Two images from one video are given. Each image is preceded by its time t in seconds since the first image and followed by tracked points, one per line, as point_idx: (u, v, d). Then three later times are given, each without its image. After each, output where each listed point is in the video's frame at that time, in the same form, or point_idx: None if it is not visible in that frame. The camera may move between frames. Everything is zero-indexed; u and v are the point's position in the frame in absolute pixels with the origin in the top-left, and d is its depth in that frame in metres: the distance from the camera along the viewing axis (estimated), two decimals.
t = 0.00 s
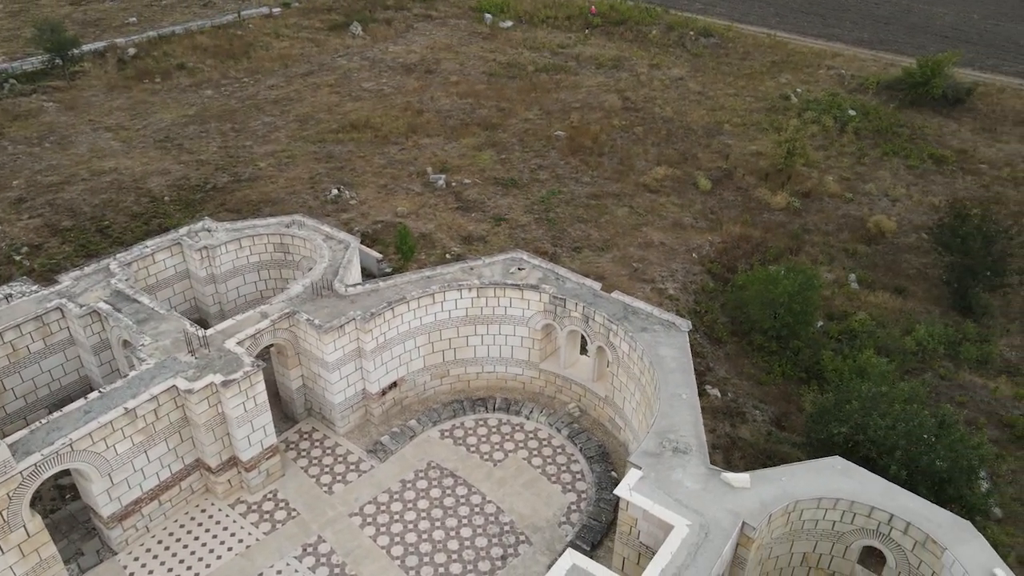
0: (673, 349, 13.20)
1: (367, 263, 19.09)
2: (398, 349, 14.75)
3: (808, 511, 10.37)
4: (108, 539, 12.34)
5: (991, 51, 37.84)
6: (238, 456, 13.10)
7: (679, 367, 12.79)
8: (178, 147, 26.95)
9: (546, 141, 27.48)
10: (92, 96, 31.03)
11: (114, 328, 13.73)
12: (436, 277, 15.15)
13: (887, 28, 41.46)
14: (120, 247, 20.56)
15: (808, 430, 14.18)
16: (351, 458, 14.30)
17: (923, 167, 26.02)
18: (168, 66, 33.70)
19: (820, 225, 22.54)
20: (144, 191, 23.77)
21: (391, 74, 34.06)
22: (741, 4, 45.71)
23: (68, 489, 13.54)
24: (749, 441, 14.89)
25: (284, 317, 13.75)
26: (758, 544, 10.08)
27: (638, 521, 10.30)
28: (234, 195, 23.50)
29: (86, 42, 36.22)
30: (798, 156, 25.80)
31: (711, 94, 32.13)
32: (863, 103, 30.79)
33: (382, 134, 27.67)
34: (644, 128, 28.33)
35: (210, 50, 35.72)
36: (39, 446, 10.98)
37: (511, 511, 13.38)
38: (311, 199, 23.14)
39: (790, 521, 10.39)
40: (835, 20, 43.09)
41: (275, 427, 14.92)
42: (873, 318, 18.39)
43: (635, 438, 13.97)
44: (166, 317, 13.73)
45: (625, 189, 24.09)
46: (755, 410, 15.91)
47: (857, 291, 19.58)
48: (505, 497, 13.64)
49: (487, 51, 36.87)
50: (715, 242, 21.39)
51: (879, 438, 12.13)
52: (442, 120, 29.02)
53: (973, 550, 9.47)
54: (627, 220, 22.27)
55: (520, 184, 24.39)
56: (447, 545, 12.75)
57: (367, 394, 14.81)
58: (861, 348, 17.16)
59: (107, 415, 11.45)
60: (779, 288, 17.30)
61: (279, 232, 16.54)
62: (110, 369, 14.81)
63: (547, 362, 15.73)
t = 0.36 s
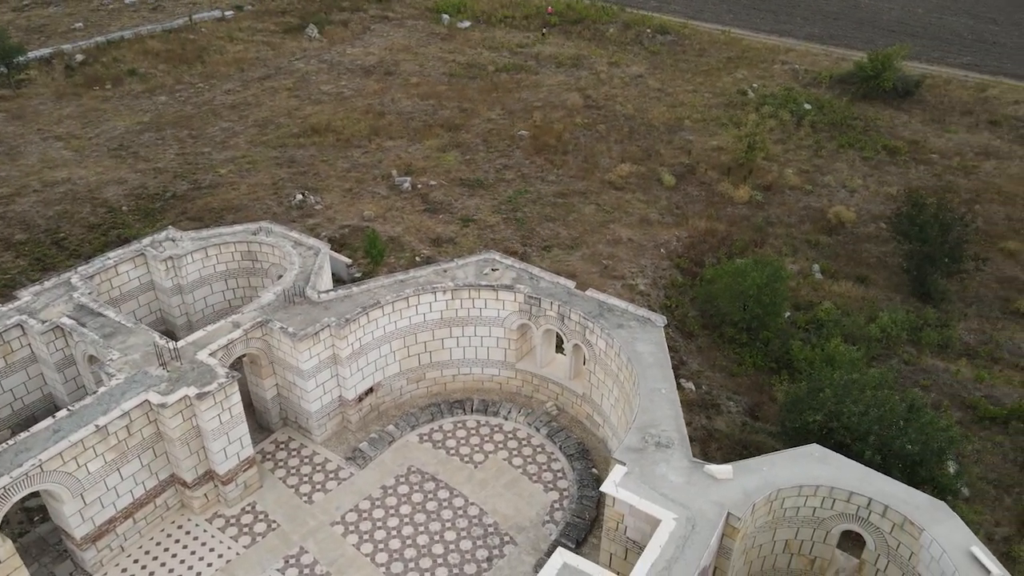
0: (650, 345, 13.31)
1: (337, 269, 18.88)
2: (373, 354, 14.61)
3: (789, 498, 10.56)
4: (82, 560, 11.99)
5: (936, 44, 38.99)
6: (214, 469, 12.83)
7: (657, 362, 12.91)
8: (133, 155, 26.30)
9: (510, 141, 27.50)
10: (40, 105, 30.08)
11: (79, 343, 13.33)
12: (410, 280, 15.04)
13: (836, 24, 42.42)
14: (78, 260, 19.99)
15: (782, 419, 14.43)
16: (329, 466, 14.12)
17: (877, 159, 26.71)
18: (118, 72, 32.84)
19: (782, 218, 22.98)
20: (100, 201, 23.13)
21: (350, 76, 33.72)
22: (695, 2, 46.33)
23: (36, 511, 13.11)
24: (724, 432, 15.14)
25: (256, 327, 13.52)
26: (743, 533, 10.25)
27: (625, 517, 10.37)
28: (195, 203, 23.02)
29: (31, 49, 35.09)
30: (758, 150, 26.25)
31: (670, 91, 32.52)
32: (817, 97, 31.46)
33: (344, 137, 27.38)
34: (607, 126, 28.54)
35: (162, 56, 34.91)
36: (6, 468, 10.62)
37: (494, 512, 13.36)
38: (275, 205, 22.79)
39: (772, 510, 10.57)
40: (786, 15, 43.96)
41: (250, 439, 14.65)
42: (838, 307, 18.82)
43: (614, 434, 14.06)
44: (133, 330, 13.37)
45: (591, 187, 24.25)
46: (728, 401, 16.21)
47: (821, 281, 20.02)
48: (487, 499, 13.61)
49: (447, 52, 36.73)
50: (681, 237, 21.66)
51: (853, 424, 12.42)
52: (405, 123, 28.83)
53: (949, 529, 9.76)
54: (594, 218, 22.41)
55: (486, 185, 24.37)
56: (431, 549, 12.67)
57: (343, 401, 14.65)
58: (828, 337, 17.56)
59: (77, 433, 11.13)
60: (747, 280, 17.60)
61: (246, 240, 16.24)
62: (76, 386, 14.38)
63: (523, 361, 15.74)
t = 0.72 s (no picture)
0: (632, 341, 13.40)
1: (309, 276, 18.63)
2: (353, 360, 14.45)
3: (776, 488, 10.76)
4: None
5: (885, 38, 40.02)
6: (195, 485, 12.55)
7: (639, 358, 13.02)
8: (90, 165, 25.56)
9: (477, 142, 27.45)
10: None
11: (48, 360, 12.91)
12: (388, 285, 14.91)
13: (789, 20, 43.25)
14: (37, 275, 19.36)
15: (761, 410, 14.69)
16: (313, 476, 13.94)
17: (836, 151, 27.33)
18: (69, 79, 31.87)
19: (748, 211, 23.38)
20: (57, 213, 22.43)
21: (310, 80, 33.30)
22: None
23: (8, 536, 12.66)
24: (705, 424, 15.35)
25: (233, 337, 13.28)
26: (733, 524, 10.41)
27: (618, 513, 10.44)
28: (158, 212, 22.48)
29: None
30: (722, 145, 26.64)
31: (632, 88, 32.81)
32: (776, 92, 32.06)
33: (307, 142, 27.01)
34: (572, 124, 28.68)
35: (114, 61, 34.00)
36: None
37: (482, 515, 13.33)
38: (241, 212, 22.39)
39: (760, 499, 10.76)
40: (741, 12, 44.68)
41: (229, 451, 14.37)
42: (807, 297, 19.22)
43: (598, 431, 14.14)
44: (105, 345, 13.00)
45: (559, 186, 24.35)
46: (707, 394, 16.43)
47: (789, 272, 20.42)
48: (475, 502, 13.58)
49: (407, 54, 36.50)
50: (652, 233, 21.88)
51: (832, 412, 12.71)
52: (369, 125, 28.57)
53: (931, 511, 10.05)
54: (565, 216, 22.50)
55: (455, 186, 24.28)
56: (422, 555, 12.60)
57: (324, 409, 14.46)
58: (800, 327, 17.93)
59: (53, 453, 10.79)
60: (720, 274, 17.86)
61: (217, 248, 15.92)
62: (44, 405, 13.93)
63: (503, 362, 15.74)
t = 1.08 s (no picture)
0: (618, 338, 13.50)
1: (284, 283, 18.36)
2: (338, 368, 14.29)
3: (769, 477, 10.96)
4: None
5: (838, 33, 40.97)
6: (181, 501, 12.26)
7: (627, 354, 13.12)
8: (46, 176, 24.78)
9: (445, 143, 27.34)
10: None
11: (21, 380, 12.48)
12: (370, 290, 14.77)
13: (745, 16, 43.98)
14: None
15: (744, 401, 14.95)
16: (301, 486, 13.75)
17: (799, 145, 27.91)
18: (18, 88, 30.83)
19: (718, 206, 23.74)
20: (15, 226, 21.68)
21: (271, 84, 32.80)
22: None
23: None
24: (689, 418, 15.56)
25: (215, 348, 13.02)
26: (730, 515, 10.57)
27: (617, 510, 10.51)
28: (122, 222, 21.90)
29: None
30: (688, 141, 27.00)
31: (596, 87, 33.03)
32: (737, 88, 32.59)
33: (273, 147, 26.60)
34: (539, 124, 28.76)
35: (66, 68, 33.00)
36: None
37: (475, 517, 13.30)
38: (209, 220, 21.95)
39: (754, 490, 10.95)
40: (697, 9, 45.28)
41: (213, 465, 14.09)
42: (780, 288, 19.62)
43: (587, 429, 14.22)
44: (82, 361, 12.62)
45: (531, 185, 24.40)
46: (689, 387, 16.66)
47: (761, 264, 20.80)
48: (467, 504, 13.54)
49: (369, 55, 36.18)
50: (625, 230, 22.07)
51: (817, 401, 13.01)
52: (334, 129, 28.24)
53: (920, 493, 10.35)
54: (538, 215, 22.55)
55: (426, 188, 24.15)
56: (417, 560, 12.53)
57: (309, 418, 14.27)
58: (775, 318, 18.28)
59: (35, 475, 10.44)
60: (696, 268, 18.11)
61: (191, 258, 15.57)
62: (17, 427, 13.46)
63: (488, 364, 15.72)
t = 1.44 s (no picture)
0: (609, 335, 13.59)
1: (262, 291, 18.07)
2: (326, 376, 14.11)
3: (765, 467, 11.16)
4: None
5: (793, 29, 41.81)
6: (173, 518, 11.97)
7: (618, 351, 13.22)
8: (3, 188, 23.96)
9: (415, 145, 27.18)
10: None
11: None
12: (355, 296, 14.61)
13: (703, 13, 44.61)
14: None
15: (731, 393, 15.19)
16: (293, 497, 13.55)
17: (763, 139, 28.43)
18: None
19: (689, 201, 24.07)
20: None
21: (233, 89, 32.22)
22: None
23: None
24: (676, 411, 15.77)
25: (201, 361, 12.76)
26: (730, 506, 10.73)
27: (620, 507, 10.58)
28: (87, 234, 21.30)
29: None
30: (657, 138, 27.30)
31: (562, 86, 33.19)
32: (700, 84, 33.06)
33: (239, 154, 26.14)
34: (508, 124, 28.80)
35: (16, 76, 31.93)
36: None
37: (472, 520, 13.27)
38: (178, 230, 21.49)
39: (752, 480, 11.13)
40: (655, 7, 45.76)
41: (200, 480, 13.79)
42: (756, 281, 19.98)
43: (579, 427, 14.30)
44: (63, 379, 12.22)
45: (504, 185, 24.41)
46: (674, 381, 16.88)
47: (736, 258, 21.16)
48: (463, 508, 13.50)
49: (331, 58, 35.78)
50: (601, 228, 22.24)
51: (805, 390, 13.30)
52: (301, 134, 27.87)
53: (911, 476, 10.65)
54: (513, 215, 22.58)
55: (399, 191, 23.98)
56: (417, 566, 12.46)
57: (298, 428, 14.06)
58: (753, 310, 18.61)
59: (24, 499, 10.10)
60: (676, 264, 18.34)
61: (168, 269, 15.21)
62: None
63: (475, 366, 15.68)
